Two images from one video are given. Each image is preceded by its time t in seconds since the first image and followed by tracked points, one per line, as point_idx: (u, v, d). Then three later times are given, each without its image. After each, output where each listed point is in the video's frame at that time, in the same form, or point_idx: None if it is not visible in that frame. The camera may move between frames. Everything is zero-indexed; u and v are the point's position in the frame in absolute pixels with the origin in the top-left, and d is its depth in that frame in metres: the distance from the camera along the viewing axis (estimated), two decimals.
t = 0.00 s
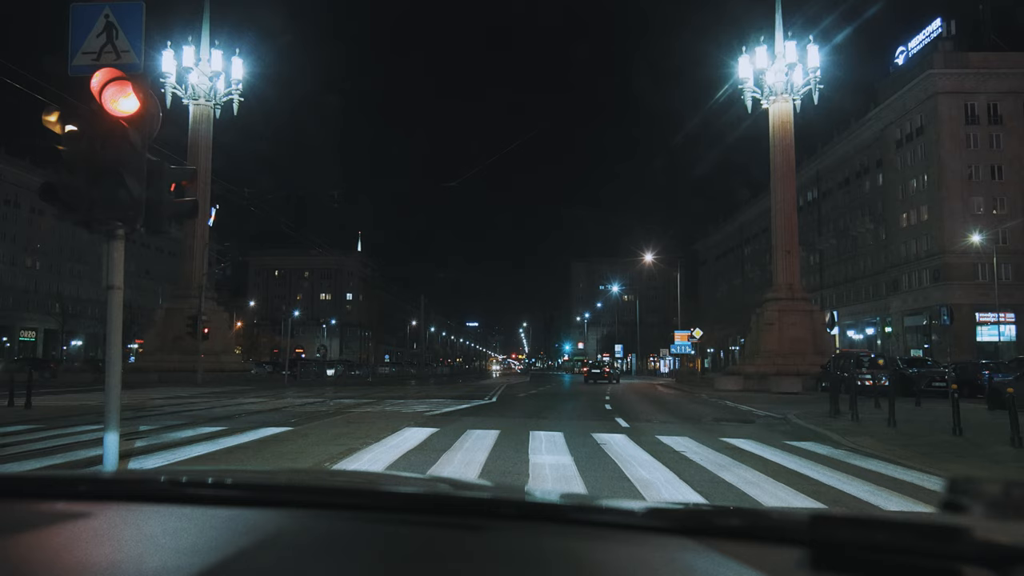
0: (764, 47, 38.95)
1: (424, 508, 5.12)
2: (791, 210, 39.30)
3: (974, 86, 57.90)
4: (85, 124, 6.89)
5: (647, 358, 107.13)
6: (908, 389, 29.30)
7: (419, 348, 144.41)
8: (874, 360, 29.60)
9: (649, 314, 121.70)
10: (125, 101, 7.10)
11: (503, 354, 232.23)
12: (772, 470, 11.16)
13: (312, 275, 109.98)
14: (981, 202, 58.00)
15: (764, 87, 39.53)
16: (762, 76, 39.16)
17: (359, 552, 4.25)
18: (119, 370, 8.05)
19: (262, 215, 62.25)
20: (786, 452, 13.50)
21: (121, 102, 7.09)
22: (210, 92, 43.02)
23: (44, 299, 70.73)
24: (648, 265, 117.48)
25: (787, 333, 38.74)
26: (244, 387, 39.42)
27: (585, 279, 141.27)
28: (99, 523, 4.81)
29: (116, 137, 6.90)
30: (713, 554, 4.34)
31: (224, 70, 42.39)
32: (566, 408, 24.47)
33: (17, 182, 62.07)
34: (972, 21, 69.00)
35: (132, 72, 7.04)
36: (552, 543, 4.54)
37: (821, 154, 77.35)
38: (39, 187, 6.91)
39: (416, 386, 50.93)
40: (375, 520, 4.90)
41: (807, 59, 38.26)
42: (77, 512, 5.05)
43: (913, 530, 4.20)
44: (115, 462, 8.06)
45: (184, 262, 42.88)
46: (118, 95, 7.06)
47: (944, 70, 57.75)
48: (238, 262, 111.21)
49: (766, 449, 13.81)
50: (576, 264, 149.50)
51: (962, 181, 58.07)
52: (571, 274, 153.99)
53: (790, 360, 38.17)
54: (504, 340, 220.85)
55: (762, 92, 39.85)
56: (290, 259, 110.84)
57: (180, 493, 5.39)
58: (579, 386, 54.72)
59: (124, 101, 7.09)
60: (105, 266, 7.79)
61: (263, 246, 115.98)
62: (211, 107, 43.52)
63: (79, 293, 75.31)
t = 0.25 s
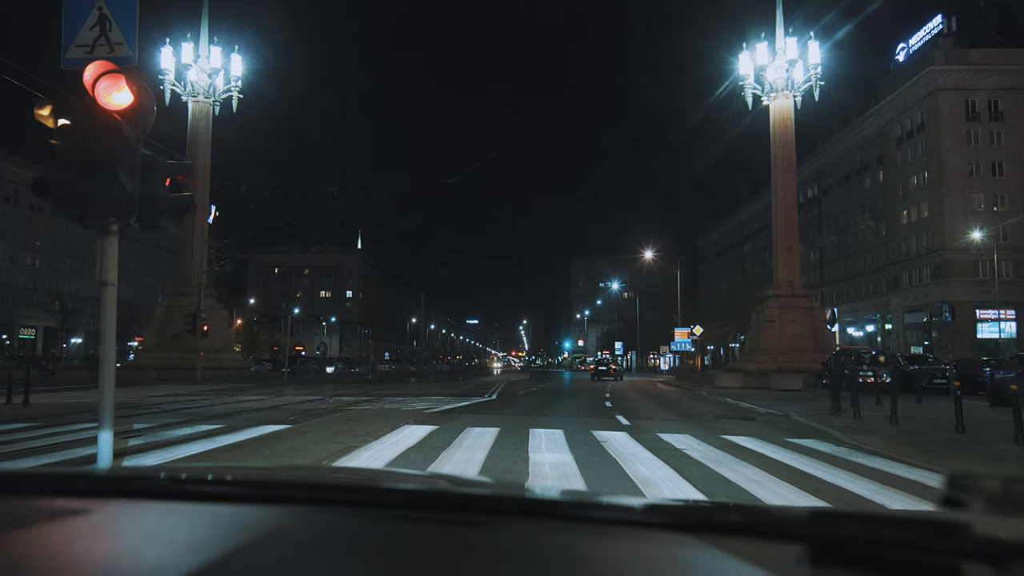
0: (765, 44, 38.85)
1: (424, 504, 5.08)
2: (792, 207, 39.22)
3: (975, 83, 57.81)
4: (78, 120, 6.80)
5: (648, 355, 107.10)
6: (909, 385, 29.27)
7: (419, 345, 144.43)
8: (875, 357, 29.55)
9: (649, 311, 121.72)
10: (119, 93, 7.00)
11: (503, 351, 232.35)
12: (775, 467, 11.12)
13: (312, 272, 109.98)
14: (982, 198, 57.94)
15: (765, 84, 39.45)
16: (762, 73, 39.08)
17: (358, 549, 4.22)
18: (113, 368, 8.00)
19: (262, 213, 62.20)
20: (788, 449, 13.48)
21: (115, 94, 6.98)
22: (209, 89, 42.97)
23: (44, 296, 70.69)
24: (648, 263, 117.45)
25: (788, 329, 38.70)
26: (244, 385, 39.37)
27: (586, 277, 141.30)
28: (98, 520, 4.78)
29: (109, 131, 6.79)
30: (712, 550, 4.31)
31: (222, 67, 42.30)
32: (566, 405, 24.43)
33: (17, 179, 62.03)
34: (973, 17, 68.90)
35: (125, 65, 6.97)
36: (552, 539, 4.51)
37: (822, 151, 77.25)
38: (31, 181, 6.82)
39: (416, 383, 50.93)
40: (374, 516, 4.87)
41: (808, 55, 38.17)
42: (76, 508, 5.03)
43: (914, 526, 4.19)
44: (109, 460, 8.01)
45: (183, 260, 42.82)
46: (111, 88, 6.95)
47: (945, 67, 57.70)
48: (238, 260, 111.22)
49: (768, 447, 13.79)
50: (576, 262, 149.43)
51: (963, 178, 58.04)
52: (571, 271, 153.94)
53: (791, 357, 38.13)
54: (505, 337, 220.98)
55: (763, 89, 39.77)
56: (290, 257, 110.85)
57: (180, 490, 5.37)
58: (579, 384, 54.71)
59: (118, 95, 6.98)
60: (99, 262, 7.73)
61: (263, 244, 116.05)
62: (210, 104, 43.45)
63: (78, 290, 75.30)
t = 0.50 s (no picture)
0: (765, 41, 38.80)
1: (424, 502, 5.06)
2: (793, 204, 39.17)
3: (975, 81, 57.78)
4: (70, 115, 6.75)
5: (647, 353, 107.10)
6: (910, 383, 29.24)
7: (419, 344, 144.41)
8: (876, 355, 29.53)
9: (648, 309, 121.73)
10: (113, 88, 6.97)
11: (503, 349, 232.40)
12: (775, 467, 11.08)
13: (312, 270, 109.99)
14: (982, 196, 57.92)
15: (765, 81, 39.40)
16: (762, 70, 39.03)
17: (356, 546, 4.20)
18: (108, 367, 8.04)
19: (261, 211, 62.14)
20: (790, 448, 13.42)
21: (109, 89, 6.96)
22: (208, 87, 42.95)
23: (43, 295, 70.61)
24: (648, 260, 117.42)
25: (788, 327, 38.67)
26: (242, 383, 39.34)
27: (585, 275, 141.17)
28: (98, 518, 4.75)
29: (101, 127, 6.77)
30: (711, 548, 4.29)
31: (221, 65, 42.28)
32: (566, 403, 24.41)
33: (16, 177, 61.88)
34: (973, 15, 68.87)
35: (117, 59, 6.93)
36: (551, 538, 4.48)
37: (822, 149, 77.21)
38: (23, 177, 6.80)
39: (416, 382, 50.92)
40: (372, 514, 4.86)
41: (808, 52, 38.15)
42: (76, 506, 5.00)
43: (910, 522, 4.19)
44: (103, 459, 7.98)
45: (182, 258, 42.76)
46: (104, 83, 6.93)
47: (945, 65, 57.69)
48: (237, 258, 111.21)
49: (768, 445, 13.77)
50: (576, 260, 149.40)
51: (963, 176, 58.02)
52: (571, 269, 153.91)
53: (791, 355, 38.11)
54: (505, 336, 221.10)
55: (763, 86, 39.73)
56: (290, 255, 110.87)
57: (178, 488, 5.34)
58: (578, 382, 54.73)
59: (111, 90, 6.96)
60: (92, 259, 7.73)
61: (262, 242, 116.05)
62: (208, 102, 43.42)
63: (78, 289, 75.20)
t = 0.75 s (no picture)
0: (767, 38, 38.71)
1: (425, 499, 5.05)
2: (795, 202, 39.10)
3: (977, 78, 57.66)
4: (67, 108, 6.70)
5: (648, 351, 107.05)
6: (911, 381, 29.19)
7: (419, 341, 144.43)
8: (877, 352, 29.48)
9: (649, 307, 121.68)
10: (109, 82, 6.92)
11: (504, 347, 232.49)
12: (778, 465, 11.01)
13: (312, 267, 109.96)
14: (983, 194, 57.81)
15: (766, 78, 39.30)
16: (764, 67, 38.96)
17: (357, 543, 4.18)
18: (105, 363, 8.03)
19: (261, 208, 62.11)
20: (792, 446, 13.39)
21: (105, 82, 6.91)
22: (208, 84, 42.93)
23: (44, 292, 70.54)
24: (649, 258, 117.41)
25: (790, 325, 38.61)
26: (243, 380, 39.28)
27: (586, 272, 141.13)
28: (100, 515, 4.73)
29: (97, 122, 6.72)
30: (712, 544, 4.27)
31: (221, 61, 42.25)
32: (567, 401, 24.37)
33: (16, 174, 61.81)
34: (975, 13, 68.74)
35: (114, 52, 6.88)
36: (553, 535, 4.46)
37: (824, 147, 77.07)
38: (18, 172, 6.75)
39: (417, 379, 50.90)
40: (373, 510, 4.85)
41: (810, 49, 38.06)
42: (79, 502, 4.99)
43: (911, 520, 4.20)
44: (99, 456, 7.96)
45: (183, 255, 42.72)
46: (100, 76, 6.86)
47: (948, 62, 57.60)
48: (238, 255, 111.20)
49: (770, 444, 13.71)
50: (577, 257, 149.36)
51: (965, 173, 57.90)
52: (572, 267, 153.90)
53: (793, 352, 38.05)
54: (506, 333, 221.22)
55: (765, 83, 39.63)
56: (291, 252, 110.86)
57: (180, 485, 5.33)
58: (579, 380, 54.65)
59: (107, 83, 6.91)
60: (88, 255, 7.70)
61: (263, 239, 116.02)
62: (209, 99, 43.40)
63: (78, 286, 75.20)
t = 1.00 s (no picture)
0: (767, 34, 38.63)
1: (425, 496, 5.03)
2: (795, 199, 39.10)
3: (978, 75, 57.60)
4: (62, 102, 6.70)
5: (649, 349, 107.05)
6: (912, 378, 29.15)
7: (420, 339, 144.46)
8: (878, 349, 29.38)
9: (649, 304, 121.78)
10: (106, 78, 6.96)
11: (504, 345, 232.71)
12: (779, 463, 11.04)
13: (312, 265, 110.03)
14: (985, 191, 57.74)
15: (767, 75, 39.25)
16: (765, 64, 38.92)
17: (357, 540, 4.16)
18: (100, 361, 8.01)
19: (261, 206, 62.11)
20: (794, 444, 13.34)
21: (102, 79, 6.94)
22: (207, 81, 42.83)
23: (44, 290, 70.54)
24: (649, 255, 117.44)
25: (790, 322, 38.63)
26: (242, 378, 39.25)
27: (587, 270, 141.22)
28: (101, 511, 4.72)
29: (93, 116, 6.74)
30: (711, 541, 4.25)
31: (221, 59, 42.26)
32: (566, 399, 24.40)
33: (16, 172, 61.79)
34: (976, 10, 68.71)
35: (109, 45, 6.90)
36: (553, 531, 4.44)
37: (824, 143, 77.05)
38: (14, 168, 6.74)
39: (417, 377, 50.92)
40: (373, 507, 4.84)
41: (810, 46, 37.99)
42: (81, 498, 5.00)
43: (912, 516, 4.21)
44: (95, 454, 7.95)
45: (183, 253, 42.68)
46: (96, 71, 6.88)
47: (949, 58, 57.58)
48: (238, 253, 111.28)
49: (771, 441, 13.72)
50: (577, 255, 149.28)
51: (966, 170, 57.82)
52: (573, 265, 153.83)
53: (793, 350, 38.05)
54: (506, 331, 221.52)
55: (765, 80, 39.57)
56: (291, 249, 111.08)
57: (181, 482, 5.31)
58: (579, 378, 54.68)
59: (103, 78, 6.93)
60: (83, 252, 7.70)
61: (263, 237, 116.02)
62: (208, 96, 43.30)
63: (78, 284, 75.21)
